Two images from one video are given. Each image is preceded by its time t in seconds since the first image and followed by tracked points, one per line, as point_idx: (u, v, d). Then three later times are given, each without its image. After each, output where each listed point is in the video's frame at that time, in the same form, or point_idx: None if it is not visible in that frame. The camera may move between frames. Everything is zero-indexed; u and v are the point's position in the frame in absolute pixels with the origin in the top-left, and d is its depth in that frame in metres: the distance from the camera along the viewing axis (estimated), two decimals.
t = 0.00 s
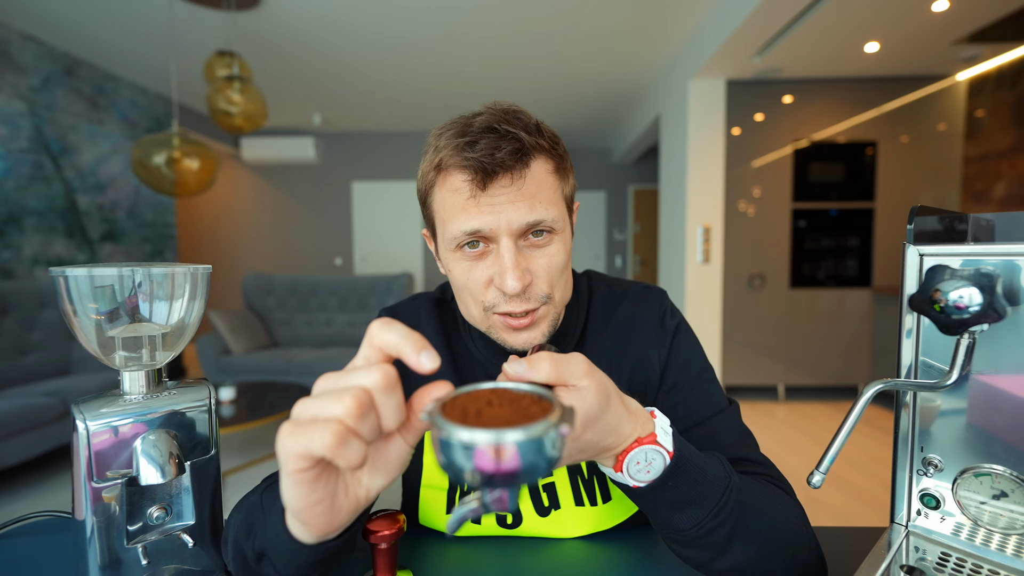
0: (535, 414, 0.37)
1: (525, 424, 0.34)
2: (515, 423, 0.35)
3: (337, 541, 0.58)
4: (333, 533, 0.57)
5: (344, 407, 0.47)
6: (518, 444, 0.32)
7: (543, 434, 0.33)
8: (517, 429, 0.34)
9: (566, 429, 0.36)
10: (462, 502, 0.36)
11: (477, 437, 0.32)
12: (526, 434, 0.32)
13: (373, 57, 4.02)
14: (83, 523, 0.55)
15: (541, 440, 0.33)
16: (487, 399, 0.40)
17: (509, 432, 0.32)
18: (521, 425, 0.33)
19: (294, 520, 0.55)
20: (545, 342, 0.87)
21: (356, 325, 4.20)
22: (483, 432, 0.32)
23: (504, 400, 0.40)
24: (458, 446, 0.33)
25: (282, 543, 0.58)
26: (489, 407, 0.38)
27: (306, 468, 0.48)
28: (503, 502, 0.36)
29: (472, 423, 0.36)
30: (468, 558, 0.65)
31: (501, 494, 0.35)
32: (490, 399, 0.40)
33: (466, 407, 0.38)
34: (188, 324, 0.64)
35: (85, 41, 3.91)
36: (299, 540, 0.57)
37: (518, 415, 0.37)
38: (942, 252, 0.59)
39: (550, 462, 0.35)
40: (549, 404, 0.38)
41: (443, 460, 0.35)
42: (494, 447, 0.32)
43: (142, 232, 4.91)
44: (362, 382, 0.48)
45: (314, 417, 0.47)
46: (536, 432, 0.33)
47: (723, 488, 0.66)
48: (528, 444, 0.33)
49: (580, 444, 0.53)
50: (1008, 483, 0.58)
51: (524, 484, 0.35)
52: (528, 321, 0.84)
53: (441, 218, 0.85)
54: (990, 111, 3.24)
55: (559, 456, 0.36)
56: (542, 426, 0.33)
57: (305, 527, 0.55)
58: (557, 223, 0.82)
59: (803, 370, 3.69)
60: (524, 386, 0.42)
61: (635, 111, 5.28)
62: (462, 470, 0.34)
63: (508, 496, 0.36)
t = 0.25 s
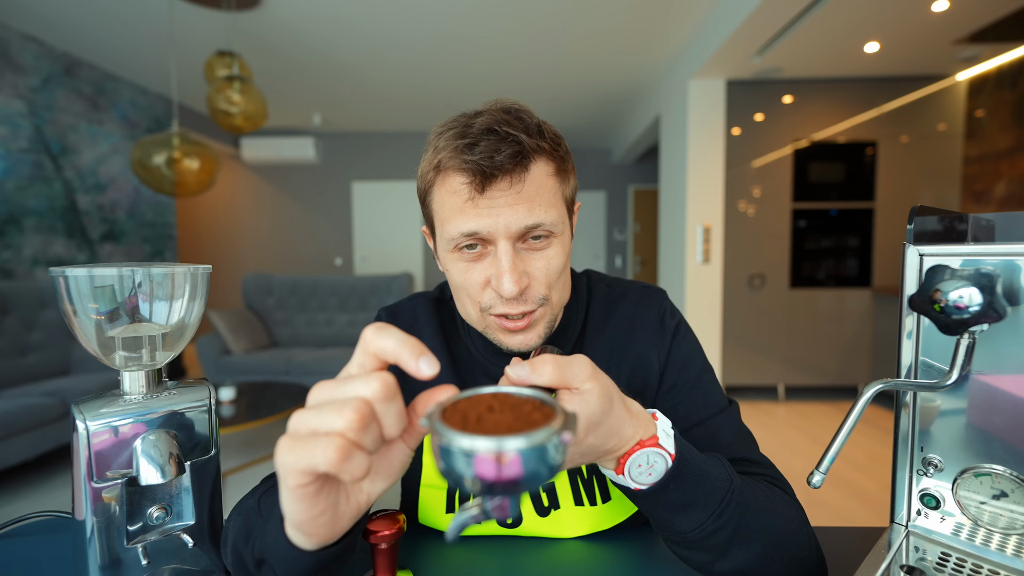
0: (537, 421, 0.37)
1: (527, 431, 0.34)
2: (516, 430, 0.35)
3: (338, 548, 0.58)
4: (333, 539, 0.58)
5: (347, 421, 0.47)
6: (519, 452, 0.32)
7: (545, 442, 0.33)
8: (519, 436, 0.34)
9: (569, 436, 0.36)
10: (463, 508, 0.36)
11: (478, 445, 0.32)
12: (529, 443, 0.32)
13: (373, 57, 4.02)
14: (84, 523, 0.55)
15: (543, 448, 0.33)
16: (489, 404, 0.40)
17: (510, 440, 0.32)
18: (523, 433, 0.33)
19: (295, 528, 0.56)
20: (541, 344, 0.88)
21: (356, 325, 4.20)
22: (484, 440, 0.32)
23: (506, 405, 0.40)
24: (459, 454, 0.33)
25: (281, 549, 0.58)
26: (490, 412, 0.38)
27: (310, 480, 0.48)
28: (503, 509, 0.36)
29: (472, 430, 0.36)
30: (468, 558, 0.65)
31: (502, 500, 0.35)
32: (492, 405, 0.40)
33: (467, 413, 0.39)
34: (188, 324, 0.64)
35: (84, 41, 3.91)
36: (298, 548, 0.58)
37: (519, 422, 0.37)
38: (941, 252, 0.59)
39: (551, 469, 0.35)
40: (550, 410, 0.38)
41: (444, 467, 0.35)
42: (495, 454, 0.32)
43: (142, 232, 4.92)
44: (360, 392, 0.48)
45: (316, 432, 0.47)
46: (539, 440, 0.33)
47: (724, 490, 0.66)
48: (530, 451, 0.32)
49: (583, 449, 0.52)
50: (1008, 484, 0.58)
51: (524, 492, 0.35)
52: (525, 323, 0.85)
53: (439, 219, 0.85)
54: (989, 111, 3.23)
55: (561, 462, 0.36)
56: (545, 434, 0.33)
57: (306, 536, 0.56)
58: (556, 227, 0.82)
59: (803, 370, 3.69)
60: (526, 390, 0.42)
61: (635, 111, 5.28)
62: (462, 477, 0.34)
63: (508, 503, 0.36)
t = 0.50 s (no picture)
0: (535, 434, 0.36)
1: (526, 446, 0.34)
2: (514, 445, 0.35)
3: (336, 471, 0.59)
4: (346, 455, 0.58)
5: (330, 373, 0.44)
6: (518, 467, 0.32)
7: (545, 456, 0.32)
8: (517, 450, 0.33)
9: (568, 450, 0.35)
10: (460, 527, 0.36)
11: (475, 461, 0.31)
12: (528, 457, 0.32)
13: (373, 56, 4.02)
14: (84, 523, 0.55)
15: (542, 462, 0.32)
16: (486, 418, 0.39)
17: (508, 455, 0.32)
18: (522, 448, 0.33)
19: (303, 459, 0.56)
20: (538, 336, 0.89)
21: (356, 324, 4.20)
22: (480, 455, 0.31)
23: (504, 418, 0.39)
24: (455, 469, 0.32)
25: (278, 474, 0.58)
26: (487, 426, 0.38)
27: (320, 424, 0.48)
28: (502, 527, 0.35)
29: (468, 445, 0.35)
30: (469, 560, 0.64)
31: (501, 518, 0.35)
32: (489, 418, 0.39)
33: (463, 426, 0.38)
34: (188, 324, 0.64)
35: (84, 41, 3.91)
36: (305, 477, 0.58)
37: (518, 436, 0.36)
38: (942, 252, 0.59)
39: (550, 485, 0.34)
40: (549, 424, 0.38)
41: (440, 483, 0.34)
42: (492, 470, 0.32)
43: (142, 232, 4.92)
44: (357, 337, 0.43)
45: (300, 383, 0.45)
46: (538, 455, 0.32)
47: (730, 494, 0.65)
48: (529, 466, 0.32)
49: (588, 460, 0.52)
50: (1008, 484, 0.58)
51: (523, 508, 0.34)
52: (522, 313, 0.85)
53: (445, 206, 0.86)
54: (990, 111, 3.23)
55: (561, 477, 0.35)
56: (544, 448, 0.32)
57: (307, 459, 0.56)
58: (559, 222, 0.82)
59: (803, 370, 3.69)
60: (526, 402, 0.41)
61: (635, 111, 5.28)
62: (459, 493, 0.33)
63: (507, 520, 0.35)
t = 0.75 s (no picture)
0: (550, 437, 0.36)
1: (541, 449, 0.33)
2: (528, 448, 0.35)
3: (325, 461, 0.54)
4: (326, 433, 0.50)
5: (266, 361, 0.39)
6: (532, 470, 0.31)
7: (560, 460, 0.32)
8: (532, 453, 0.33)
9: (584, 455, 0.35)
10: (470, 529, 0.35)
11: (488, 462, 0.31)
12: (543, 460, 0.31)
13: (373, 56, 4.02)
14: (84, 523, 0.55)
15: (558, 466, 0.32)
16: (500, 419, 0.39)
17: (524, 455, 0.31)
18: (537, 451, 0.32)
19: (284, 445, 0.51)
20: (532, 333, 0.88)
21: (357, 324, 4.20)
22: (495, 455, 0.31)
23: (517, 420, 0.39)
24: (468, 470, 0.32)
25: (266, 473, 0.52)
26: (501, 428, 0.38)
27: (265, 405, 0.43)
28: (514, 532, 0.35)
29: (482, 446, 0.35)
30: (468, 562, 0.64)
31: (512, 523, 0.34)
32: (502, 419, 0.39)
33: (476, 427, 0.38)
34: (188, 324, 0.64)
35: (84, 41, 3.92)
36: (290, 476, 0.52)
37: (531, 439, 0.36)
38: (942, 252, 0.59)
39: (566, 491, 0.34)
40: (564, 427, 0.37)
41: (451, 484, 0.34)
42: (505, 473, 0.31)
43: (143, 232, 4.91)
44: (297, 334, 0.38)
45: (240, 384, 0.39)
46: (553, 458, 0.32)
47: (734, 496, 0.65)
48: (543, 470, 0.32)
49: (596, 464, 0.51)
50: (1008, 484, 0.58)
51: (536, 513, 0.34)
52: (517, 310, 0.85)
53: (449, 197, 0.85)
54: (990, 111, 3.24)
55: (575, 482, 0.35)
56: (560, 451, 0.32)
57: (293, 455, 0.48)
58: (563, 221, 0.82)
59: (803, 370, 3.69)
60: (539, 404, 0.42)
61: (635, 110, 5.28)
62: (470, 495, 0.33)
63: (519, 524, 0.34)
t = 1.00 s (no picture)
0: (570, 451, 0.35)
1: (560, 464, 0.33)
2: (548, 462, 0.34)
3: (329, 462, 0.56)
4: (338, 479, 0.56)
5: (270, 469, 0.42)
6: (552, 487, 0.31)
7: (580, 476, 0.31)
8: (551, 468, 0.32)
9: (604, 467, 0.34)
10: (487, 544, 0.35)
11: (506, 479, 0.31)
12: (562, 476, 0.31)
13: (373, 56, 4.02)
14: (84, 523, 0.55)
15: (577, 482, 0.31)
16: (516, 431, 0.38)
17: (541, 472, 0.31)
18: (556, 466, 0.32)
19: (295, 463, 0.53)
20: (542, 329, 0.88)
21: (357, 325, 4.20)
22: (512, 474, 0.31)
23: (534, 431, 0.38)
24: (485, 487, 0.32)
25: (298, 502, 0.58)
26: (518, 441, 0.37)
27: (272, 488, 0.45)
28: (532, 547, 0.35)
29: (500, 461, 0.34)
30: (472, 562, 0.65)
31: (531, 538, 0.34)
32: (518, 432, 0.38)
33: (492, 441, 0.37)
34: (188, 324, 0.64)
35: (84, 41, 3.92)
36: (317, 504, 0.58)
37: (549, 452, 0.35)
38: (942, 252, 0.59)
39: (587, 506, 0.33)
40: (583, 438, 0.37)
41: (467, 500, 0.34)
42: (523, 490, 0.31)
43: (142, 232, 4.91)
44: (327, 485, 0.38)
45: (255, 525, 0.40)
46: (572, 474, 0.31)
47: (741, 498, 0.66)
48: (563, 486, 0.31)
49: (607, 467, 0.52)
50: (1008, 483, 0.58)
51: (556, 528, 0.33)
52: (526, 306, 0.86)
53: (450, 194, 0.86)
54: (989, 111, 3.24)
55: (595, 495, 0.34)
56: (580, 466, 0.31)
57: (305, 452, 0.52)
58: (565, 212, 0.82)
59: (803, 370, 3.69)
60: (555, 414, 0.41)
61: (635, 110, 5.28)
62: (487, 512, 0.33)
63: (537, 540, 0.33)
